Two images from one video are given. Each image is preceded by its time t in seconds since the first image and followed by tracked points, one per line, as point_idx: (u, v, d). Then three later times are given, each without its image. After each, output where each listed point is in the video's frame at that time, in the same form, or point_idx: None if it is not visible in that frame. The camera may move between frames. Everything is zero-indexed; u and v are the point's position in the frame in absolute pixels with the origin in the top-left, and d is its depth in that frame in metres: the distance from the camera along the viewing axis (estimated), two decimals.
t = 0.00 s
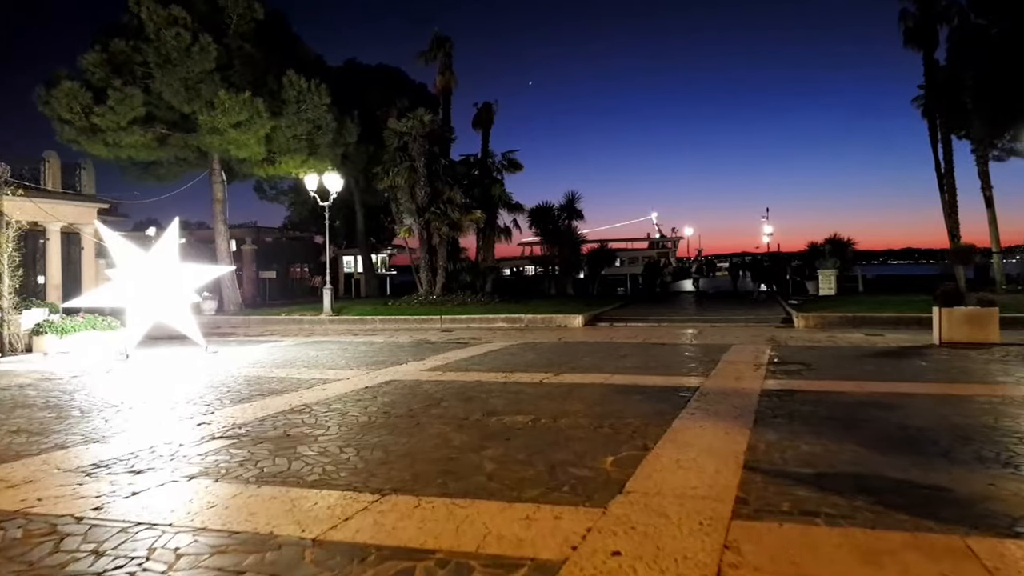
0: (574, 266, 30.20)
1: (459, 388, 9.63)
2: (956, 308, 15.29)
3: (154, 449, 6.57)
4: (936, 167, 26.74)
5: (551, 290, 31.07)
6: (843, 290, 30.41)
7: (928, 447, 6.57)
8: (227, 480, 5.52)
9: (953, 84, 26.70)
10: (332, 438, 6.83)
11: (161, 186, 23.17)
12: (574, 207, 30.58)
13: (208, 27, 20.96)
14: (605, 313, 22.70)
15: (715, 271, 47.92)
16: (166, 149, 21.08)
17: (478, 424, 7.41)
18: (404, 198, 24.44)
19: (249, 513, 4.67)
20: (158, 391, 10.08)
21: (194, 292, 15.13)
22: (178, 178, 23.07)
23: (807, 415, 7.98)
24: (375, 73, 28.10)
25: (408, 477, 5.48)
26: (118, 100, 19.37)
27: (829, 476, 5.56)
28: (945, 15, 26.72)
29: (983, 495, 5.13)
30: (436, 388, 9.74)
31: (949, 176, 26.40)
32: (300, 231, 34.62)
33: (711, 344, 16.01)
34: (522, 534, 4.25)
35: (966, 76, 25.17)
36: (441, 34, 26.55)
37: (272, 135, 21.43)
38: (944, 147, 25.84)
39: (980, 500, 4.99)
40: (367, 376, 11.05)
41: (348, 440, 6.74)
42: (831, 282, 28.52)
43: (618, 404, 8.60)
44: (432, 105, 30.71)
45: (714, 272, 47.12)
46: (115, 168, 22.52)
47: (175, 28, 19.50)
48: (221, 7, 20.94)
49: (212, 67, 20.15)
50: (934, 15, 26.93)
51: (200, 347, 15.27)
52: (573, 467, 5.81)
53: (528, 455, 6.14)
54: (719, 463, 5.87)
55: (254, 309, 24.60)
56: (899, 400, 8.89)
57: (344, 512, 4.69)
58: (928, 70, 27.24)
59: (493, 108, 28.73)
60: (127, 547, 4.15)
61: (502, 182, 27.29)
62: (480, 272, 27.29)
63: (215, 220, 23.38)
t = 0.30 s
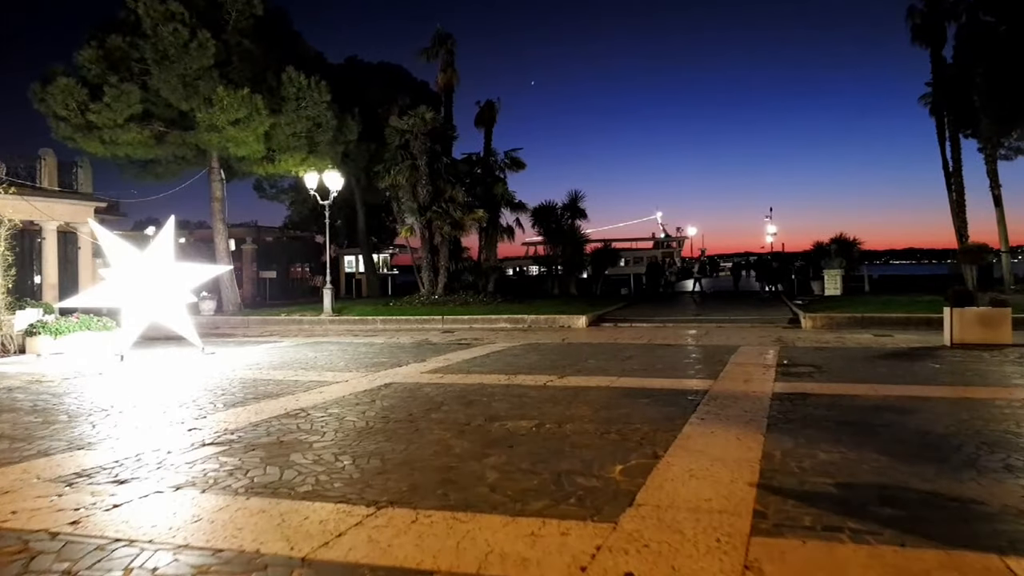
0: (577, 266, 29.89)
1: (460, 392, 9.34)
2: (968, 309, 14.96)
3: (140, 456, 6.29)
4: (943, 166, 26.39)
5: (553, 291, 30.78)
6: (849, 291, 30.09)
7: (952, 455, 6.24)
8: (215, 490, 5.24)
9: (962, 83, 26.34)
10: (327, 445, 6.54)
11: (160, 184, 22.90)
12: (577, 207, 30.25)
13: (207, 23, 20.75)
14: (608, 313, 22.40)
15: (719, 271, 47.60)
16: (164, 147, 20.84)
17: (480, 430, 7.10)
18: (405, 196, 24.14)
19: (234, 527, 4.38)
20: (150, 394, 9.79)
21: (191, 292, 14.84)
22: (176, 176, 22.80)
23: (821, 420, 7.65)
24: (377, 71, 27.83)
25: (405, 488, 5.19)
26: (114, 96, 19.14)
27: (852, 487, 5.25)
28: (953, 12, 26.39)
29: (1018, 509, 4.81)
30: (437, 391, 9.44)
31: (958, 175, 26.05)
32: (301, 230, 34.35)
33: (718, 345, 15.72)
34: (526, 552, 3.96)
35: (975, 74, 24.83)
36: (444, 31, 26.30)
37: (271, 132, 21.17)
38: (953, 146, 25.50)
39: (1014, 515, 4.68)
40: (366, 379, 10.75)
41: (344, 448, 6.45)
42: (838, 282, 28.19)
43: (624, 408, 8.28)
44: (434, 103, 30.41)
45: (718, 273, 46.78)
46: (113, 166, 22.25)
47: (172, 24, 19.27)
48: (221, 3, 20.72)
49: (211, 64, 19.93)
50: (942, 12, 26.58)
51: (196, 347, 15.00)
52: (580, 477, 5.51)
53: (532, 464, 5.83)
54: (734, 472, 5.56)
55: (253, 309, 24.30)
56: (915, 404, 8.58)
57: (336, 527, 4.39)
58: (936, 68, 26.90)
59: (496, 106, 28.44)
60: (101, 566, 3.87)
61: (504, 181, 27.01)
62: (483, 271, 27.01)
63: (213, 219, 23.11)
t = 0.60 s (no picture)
0: (578, 266, 29.52)
1: (458, 396, 8.99)
2: (977, 309, 14.60)
3: (118, 466, 5.97)
4: (948, 164, 26.03)
5: (554, 290, 30.43)
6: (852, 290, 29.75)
7: (976, 461, 5.88)
8: (194, 506, 4.91)
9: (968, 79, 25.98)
10: (317, 454, 6.21)
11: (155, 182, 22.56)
12: (578, 205, 29.89)
13: (202, 18, 20.40)
14: (609, 313, 22.06)
15: (720, 271, 47.26)
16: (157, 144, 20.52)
17: (478, 438, 6.75)
18: (404, 195, 23.77)
19: (210, 549, 4.04)
20: (137, 398, 9.46)
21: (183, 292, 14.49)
22: (171, 174, 22.47)
23: (836, 425, 7.29)
24: (376, 68, 27.49)
25: (398, 503, 4.84)
26: (106, 92, 18.82)
27: (875, 501, 4.89)
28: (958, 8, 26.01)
29: None
30: (434, 394, 9.10)
31: (963, 173, 25.70)
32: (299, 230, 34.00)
33: (722, 346, 15.37)
34: None
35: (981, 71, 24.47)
36: (443, 27, 25.95)
37: (266, 129, 20.84)
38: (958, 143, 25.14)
39: None
40: (361, 382, 10.41)
41: (335, 457, 6.12)
42: (841, 281, 27.85)
43: (629, 413, 7.92)
44: (434, 100, 30.05)
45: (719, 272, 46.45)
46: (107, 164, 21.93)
47: (166, 19, 18.94)
48: None
49: (205, 59, 19.60)
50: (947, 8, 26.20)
51: (188, 349, 14.66)
52: (586, 489, 5.16)
53: (534, 475, 5.50)
54: (748, 484, 5.23)
55: (249, 309, 23.95)
56: (931, 407, 8.23)
57: (322, 548, 4.04)
58: (941, 64, 26.52)
59: (496, 103, 28.09)
60: None
61: (505, 179, 26.66)
62: (483, 271, 26.68)
63: (208, 218, 22.75)
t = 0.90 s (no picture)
0: (561, 266, 29.24)
1: (436, 401, 8.65)
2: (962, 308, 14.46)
3: (70, 480, 5.61)
4: (930, 164, 26.03)
5: (537, 290, 30.13)
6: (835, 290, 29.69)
7: (976, 467, 5.63)
8: (147, 526, 4.58)
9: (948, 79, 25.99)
10: (283, 467, 5.87)
11: (127, 181, 22.05)
12: (561, 205, 29.61)
13: (177, 12, 19.95)
14: (592, 313, 21.80)
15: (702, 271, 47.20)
16: (130, 142, 20.02)
17: (457, 447, 6.43)
18: (384, 193, 23.35)
19: None
20: (100, 405, 9.07)
21: (153, 295, 14.05)
22: (144, 173, 21.96)
23: (827, 430, 7.03)
24: (355, 65, 27.08)
25: (369, 521, 4.53)
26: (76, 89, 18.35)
27: (873, 513, 4.63)
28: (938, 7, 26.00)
29: None
30: (411, 400, 8.76)
31: (945, 172, 25.71)
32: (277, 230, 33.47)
33: (706, 346, 15.13)
34: None
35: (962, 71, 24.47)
36: (424, 24, 25.62)
37: (242, 127, 20.40)
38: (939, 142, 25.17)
39: None
40: (336, 386, 10.06)
41: (302, 471, 5.79)
42: (824, 280, 27.76)
43: (613, 418, 7.64)
44: (415, 98, 29.68)
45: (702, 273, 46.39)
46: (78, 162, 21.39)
47: (139, 14, 18.49)
48: None
49: (179, 55, 19.15)
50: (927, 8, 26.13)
51: (159, 353, 14.23)
52: (569, 503, 4.87)
53: (514, 488, 5.19)
54: (741, 496, 4.95)
55: (225, 311, 23.47)
56: (921, 410, 8.00)
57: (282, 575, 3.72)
58: (923, 63, 26.48)
59: (477, 101, 27.76)
60: None
61: (487, 178, 26.35)
62: (464, 271, 26.34)
63: (183, 218, 22.25)
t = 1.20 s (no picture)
0: (525, 265, 28.89)
1: (394, 406, 8.25)
2: (925, 308, 14.44)
3: None
4: (890, 164, 26.20)
5: (501, 290, 29.78)
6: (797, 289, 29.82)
7: (956, 473, 5.39)
8: (67, 554, 4.16)
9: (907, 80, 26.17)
10: (224, 485, 5.46)
11: (75, 177, 21.23)
12: (525, 204, 29.26)
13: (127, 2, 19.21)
14: (556, 313, 21.51)
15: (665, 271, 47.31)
16: (77, 136, 19.25)
17: (414, 457, 6.05)
18: (345, 191, 22.79)
19: None
20: (35, 413, 8.52)
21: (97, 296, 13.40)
22: (92, 169, 21.16)
23: (800, 435, 6.78)
24: (314, 60, 26.45)
25: (314, 545, 4.15)
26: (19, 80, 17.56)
27: (855, 527, 4.36)
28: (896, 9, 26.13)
29: None
30: (368, 405, 8.36)
31: (905, 172, 25.90)
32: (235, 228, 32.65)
33: (671, 347, 14.93)
34: None
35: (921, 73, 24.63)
36: (385, 18, 25.11)
37: (194, 121, 19.73)
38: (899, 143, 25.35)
39: None
40: (289, 391, 9.60)
41: (245, 489, 5.38)
42: (786, 280, 27.85)
43: (579, 424, 7.31)
44: (377, 94, 29.13)
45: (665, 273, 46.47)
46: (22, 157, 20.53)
47: (86, 2, 17.74)
48: None
49: (129, 47, 18.45)
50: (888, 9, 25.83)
51: (104, 356, 13.60)
52: (533, 520, 4.53)
53: (474, 503, 4.84)
54: (716, 510, 4.65)
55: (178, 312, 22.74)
56: (893, 412, 7.81)
57: None
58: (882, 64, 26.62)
59: (440, 98, 27.31)
60: None
61: (450, 176, 25.94)
62: (427, 270, 25.90)
63: (134, 216, 21.48)
